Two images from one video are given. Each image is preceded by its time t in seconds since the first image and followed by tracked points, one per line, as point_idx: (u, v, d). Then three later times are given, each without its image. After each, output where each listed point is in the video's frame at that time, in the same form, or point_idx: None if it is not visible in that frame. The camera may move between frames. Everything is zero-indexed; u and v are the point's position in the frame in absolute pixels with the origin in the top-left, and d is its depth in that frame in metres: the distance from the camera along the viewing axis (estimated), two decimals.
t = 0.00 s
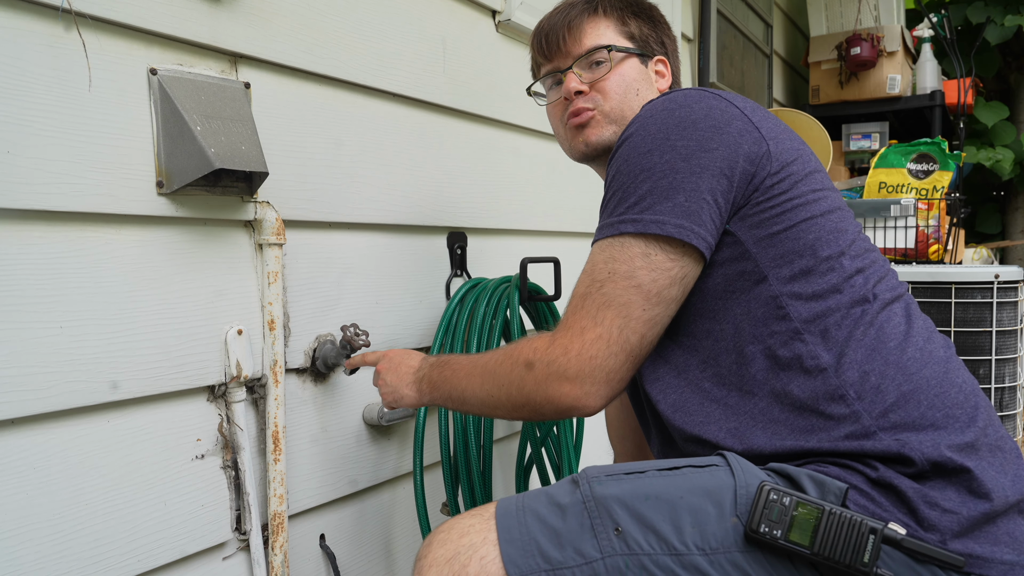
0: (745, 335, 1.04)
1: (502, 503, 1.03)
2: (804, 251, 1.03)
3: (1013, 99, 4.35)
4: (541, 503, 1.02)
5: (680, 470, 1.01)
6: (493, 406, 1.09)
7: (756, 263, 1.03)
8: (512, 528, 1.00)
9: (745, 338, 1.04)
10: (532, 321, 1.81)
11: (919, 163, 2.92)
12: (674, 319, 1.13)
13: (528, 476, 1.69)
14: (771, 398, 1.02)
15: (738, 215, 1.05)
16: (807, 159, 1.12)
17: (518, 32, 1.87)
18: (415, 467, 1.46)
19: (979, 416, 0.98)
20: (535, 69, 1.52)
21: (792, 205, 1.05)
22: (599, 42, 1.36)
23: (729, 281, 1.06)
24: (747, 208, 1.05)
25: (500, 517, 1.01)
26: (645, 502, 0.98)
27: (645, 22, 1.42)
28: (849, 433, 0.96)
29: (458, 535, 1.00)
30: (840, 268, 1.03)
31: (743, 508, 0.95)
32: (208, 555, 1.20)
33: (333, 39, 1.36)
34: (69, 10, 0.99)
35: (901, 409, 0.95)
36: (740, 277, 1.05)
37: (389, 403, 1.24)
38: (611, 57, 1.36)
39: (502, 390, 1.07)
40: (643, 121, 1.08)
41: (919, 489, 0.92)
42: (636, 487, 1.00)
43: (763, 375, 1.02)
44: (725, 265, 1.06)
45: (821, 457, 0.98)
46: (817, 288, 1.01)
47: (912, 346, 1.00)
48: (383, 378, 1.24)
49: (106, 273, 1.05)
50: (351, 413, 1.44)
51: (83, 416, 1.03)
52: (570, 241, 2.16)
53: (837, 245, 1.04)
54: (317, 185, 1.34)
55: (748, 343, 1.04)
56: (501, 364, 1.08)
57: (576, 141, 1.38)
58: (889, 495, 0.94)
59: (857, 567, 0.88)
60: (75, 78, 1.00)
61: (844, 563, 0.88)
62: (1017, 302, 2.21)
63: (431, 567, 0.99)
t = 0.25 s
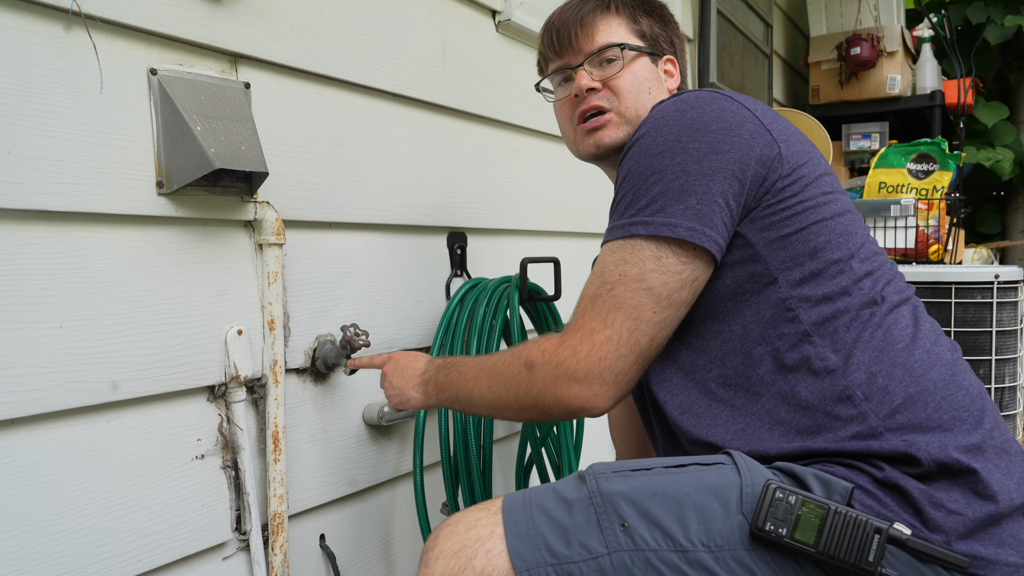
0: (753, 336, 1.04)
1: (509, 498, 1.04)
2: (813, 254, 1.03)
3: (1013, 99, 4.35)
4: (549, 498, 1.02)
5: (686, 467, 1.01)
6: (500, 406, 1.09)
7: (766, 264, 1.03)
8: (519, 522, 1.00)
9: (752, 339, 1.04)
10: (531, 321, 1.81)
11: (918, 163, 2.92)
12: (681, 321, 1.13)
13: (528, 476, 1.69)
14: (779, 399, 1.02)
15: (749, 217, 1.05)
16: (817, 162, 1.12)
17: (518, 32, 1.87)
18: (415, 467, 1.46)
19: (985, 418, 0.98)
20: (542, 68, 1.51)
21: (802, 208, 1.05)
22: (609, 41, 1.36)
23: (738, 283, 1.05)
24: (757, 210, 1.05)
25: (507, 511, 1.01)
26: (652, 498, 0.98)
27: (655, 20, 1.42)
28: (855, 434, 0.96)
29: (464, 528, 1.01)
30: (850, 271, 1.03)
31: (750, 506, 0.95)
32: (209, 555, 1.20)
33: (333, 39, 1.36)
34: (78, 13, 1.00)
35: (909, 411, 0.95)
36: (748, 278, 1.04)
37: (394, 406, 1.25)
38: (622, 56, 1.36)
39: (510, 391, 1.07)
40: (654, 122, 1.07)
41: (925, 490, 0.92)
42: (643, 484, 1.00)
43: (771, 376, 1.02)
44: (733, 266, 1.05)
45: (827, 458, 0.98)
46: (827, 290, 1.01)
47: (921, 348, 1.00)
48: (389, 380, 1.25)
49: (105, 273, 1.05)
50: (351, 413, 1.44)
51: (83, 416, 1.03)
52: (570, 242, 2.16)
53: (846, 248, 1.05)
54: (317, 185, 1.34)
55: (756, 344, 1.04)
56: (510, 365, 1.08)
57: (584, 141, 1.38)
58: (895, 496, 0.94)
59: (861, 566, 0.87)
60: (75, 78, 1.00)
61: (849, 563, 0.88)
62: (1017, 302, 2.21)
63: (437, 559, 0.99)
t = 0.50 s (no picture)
0: (766, 340, 1.04)
1: (524, 491, 1.04)
2: (827, 259, 1.03)
3: (1013, 99, 4.35)
4: (565, 494, 1.02)
5: (703, 465, 1.01)
6: (502, 404, 1.09)
7: (779, 268, 1.03)
8: (534, 516, 1.00)
9: (765, 342, 1.04)
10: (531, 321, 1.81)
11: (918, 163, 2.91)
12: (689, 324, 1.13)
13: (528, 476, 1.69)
14: (791, 402, 1.02)
15: (762, 222, 1.05)
16: (829, 167, 1.12)
17: (518, 32, 1.87)
18: (415, 467, 1.46)
19: (999, 424, 0.99)
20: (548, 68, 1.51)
21: (815, 212, 1.05)
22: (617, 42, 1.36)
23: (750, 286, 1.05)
24: (770, 215, 1.05)
25: (521, 504, 1.02)
26: (668, 494, 0.98)
27: (662, 21, 1.43)
28: (869, 437, 0.96)
29: (479, 520, 1.02)
30: (863, 276, 1.03)
31: (765, 504, 0.95)
32: (208, 555, 1.20)
33: (333, 40, 1.36)
34: (80, 15, 1.00)
35: (924, 415, 0.96)
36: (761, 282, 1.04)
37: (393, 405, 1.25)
38: (630, 57, 1.36)
39: (513, 391, 1.07)
40: (667, 124, 1.07)
41: (941, 494, 0.92)
42: (659, 481, 1.00)
43: (784, 380, 1.03)
44: (745, 270, 1.05)
45: (840, 461, 0.98)
46: (841, 294, 1.01)
47: (934, 353, 1.01)
48: (388, 378, 1.24)
49: (105, 273, 1.05)
50: (351, 413, 1.44)
51: (83, 416, 1.03)
52: (570, 242, 2.16)
53: (859, 253, 1.05)
54: (317, 185, 1.34)
55: (769, 347, 1.04)
56: (514, 363, 1.08)
57: (592, 142, 1.38)
58: (910, 499, 0.94)
59: (877, 567, 0.87)
60: (76, 78, 1.00)
61: (864, 563, 0.88)
62: (1017, 302, 2.21)
63: (452, 550, 1.00)
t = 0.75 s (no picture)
0: (776, 343, 1.04)
1: (537, 487, 1.04)
2: (837, 262, 1.03)
3: (1013, 99, 4.35)
4: (579, 491, 1.03)
5: (719, 465, 1.01)
6: (500, 403, 1.09)
7: (789, 272, 1.03)
8: (549, 513, 1.00)
9: (775, 345, 1.04)
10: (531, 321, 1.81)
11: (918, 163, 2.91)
12: (696, 326, 1.13)
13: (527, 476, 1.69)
14: (802, 405, 1.02)
15: (770, 226, 1.04)
16: (836, 170, 1.12)
17: (518, 32, 1.87)
18: (415, 467, 1.46)
19: (1011, 428, 1.00)
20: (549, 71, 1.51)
21: (825, 216, 1.05)
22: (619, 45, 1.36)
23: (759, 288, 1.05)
24: (779, 218, 1.04)
25: (535, 501, 1.02)
26: (685, 493, 0.98)
27: (664, 21, 1.43)
28: (882, 439, 0.96)
29: (492, 516, 1.02)
30: (873, 280, 1.03)
31: (783, 504, 0.95)
32: (209, 555, 1.20)
33: (333, 40, 1.36)
34: (80, 14, 1.00)
35: (936, 418, 0.96)
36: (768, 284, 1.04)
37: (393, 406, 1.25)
38: (633, 59, 1.35)
39: (510, 391, 1.07)
40: (673, 127, 1.07)
41: (957, 498, 0.93)
42: (676, 480, 1.00)
43: (794, 383, 1.03)
44: (754, 273, 1.05)
45: (853, 464, 0.99)
46: (853, 298, 1.01)
47: (945, 357, 1.01)
48: (386, 378, 1.24)
49: (105, 273, 1.05)
50: (351, 413, 1.44)
51: (83, 416, 1.03)
52: (570, 242, 2.16)
53: (868, 257, 1.05)
54: (317, 185, 1.34)
55: (779, 351, 1.04)
56: (513, 362, 1.08)
57: (597, 145, 1.38)
58: (925, 501, 0.94)
59: (894, 569, 0.87)
60: (76, 78, 1.00)
61: (881, 565, 0.88)
62: (1017, 302, 2.21)
63: (464, 545, 1.00)
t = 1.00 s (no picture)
0: (777, 342, 1.04)
1: (537, 488, 1.04)
2: (839, 262, 1.03)
3: (1013, 99, 4.35)
4: (578, 492, 1.03)
5: (718, 465, 1.01)
6: (500, 403, 1.09)
7: (791, 272, 1.03)
8: (548, 514, 1.00)
9: (776, 345, 1.04)
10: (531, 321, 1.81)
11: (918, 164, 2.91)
12: (696, 325, 1.13)
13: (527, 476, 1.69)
14: (803, 404, 1.02)
15: (771, 225, 1.04)
16: (837, 170, 1.12)
17: (518, 32, 1.87)
18: (415, 467, 1.46)
19: (1012, 426, 1.00)
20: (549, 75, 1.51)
21: (826, 216, 1.05)
22: (619, 49, 1.36)
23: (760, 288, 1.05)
24: (780, 218, 1.04)
25: (535, 502, 1.02)
26: (685, 494, 0.98)
27: (662, 24, 1.43)
28: (885, 437, 0.96)
29: (491, 517, 1.02)
30: (874, 279, 1.03)
31: (783, 504, 0.95)
32: (209, 555, 1.20)
33: (333, 40, 1.36)
34: (80, 15, 1.00)
35: (938, 416, 0.96)
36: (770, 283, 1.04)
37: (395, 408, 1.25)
38: (633, 63, 1.35)
39: (511, 392, 1.07)
40: (675, 129, 1.07)
41: (957, 496, 0.93)
42: (675, 480, 1.00)
43: (795, 382, 1.03)
44: (756, 273, 1.05)
45: (856, 462, 0.98)
46: (853, 297, 1.01)
47: (946, 356, 1.01)
48: (389, 382, 1.25)
49: (105, 273, 1.05)
50: (351, 413, 1.44)
51: (83, 416, 1.03)
52: (570, 242, 2.16)
53: (870, 257, 1.05)
54: (317, 185, 1.34)
55: (780, 350, 1.04)
56: (513, 363, 1.08)
57: (598, 151, 1.38)
58: (925, 500, 0.94)
59: (895, 569, 0.87)
60: (76, 79, 1.00)
61: (882, 565, 0.88)
62: (1017, 302, 2.21)
63: (464, 547, 1.00)
